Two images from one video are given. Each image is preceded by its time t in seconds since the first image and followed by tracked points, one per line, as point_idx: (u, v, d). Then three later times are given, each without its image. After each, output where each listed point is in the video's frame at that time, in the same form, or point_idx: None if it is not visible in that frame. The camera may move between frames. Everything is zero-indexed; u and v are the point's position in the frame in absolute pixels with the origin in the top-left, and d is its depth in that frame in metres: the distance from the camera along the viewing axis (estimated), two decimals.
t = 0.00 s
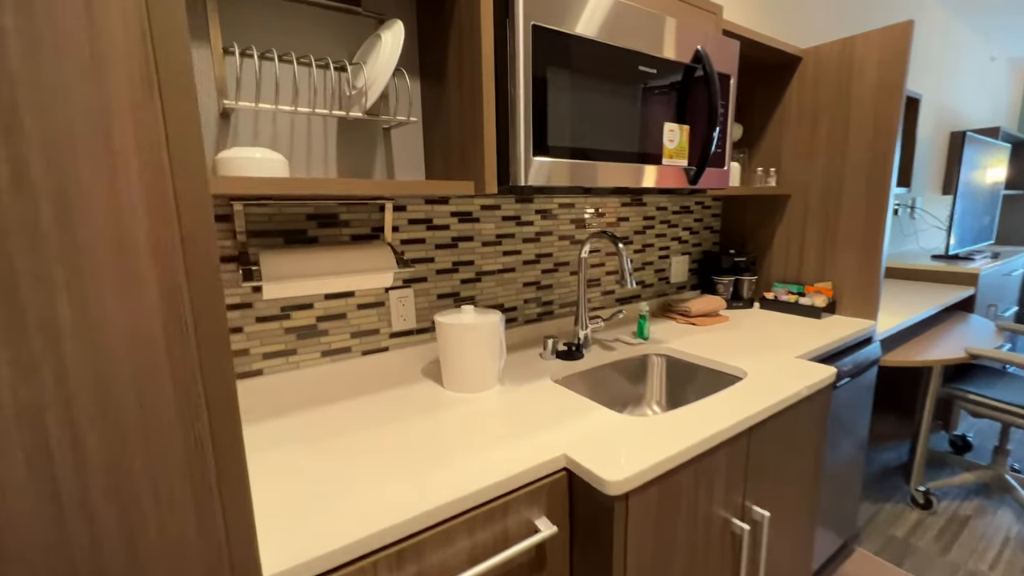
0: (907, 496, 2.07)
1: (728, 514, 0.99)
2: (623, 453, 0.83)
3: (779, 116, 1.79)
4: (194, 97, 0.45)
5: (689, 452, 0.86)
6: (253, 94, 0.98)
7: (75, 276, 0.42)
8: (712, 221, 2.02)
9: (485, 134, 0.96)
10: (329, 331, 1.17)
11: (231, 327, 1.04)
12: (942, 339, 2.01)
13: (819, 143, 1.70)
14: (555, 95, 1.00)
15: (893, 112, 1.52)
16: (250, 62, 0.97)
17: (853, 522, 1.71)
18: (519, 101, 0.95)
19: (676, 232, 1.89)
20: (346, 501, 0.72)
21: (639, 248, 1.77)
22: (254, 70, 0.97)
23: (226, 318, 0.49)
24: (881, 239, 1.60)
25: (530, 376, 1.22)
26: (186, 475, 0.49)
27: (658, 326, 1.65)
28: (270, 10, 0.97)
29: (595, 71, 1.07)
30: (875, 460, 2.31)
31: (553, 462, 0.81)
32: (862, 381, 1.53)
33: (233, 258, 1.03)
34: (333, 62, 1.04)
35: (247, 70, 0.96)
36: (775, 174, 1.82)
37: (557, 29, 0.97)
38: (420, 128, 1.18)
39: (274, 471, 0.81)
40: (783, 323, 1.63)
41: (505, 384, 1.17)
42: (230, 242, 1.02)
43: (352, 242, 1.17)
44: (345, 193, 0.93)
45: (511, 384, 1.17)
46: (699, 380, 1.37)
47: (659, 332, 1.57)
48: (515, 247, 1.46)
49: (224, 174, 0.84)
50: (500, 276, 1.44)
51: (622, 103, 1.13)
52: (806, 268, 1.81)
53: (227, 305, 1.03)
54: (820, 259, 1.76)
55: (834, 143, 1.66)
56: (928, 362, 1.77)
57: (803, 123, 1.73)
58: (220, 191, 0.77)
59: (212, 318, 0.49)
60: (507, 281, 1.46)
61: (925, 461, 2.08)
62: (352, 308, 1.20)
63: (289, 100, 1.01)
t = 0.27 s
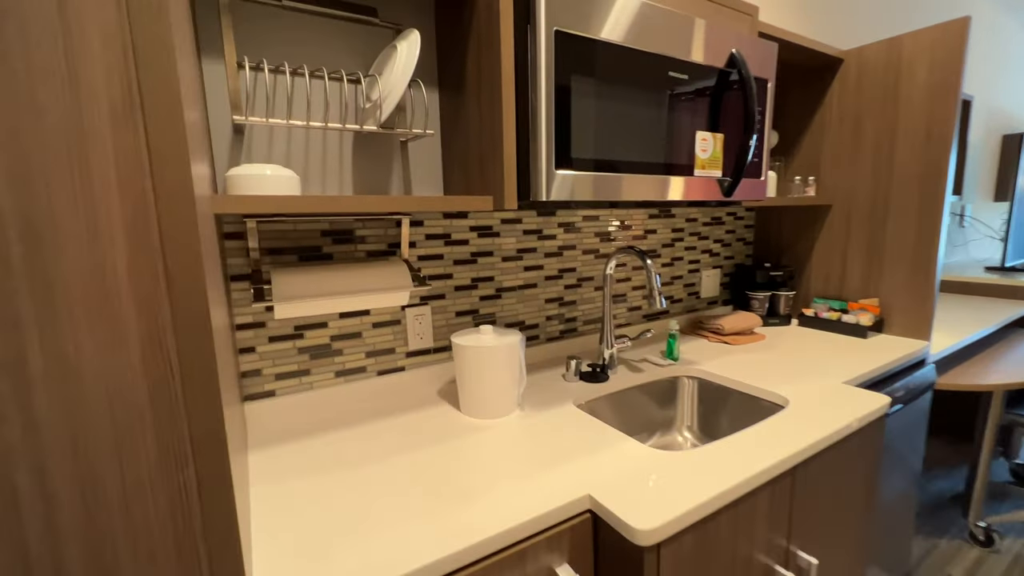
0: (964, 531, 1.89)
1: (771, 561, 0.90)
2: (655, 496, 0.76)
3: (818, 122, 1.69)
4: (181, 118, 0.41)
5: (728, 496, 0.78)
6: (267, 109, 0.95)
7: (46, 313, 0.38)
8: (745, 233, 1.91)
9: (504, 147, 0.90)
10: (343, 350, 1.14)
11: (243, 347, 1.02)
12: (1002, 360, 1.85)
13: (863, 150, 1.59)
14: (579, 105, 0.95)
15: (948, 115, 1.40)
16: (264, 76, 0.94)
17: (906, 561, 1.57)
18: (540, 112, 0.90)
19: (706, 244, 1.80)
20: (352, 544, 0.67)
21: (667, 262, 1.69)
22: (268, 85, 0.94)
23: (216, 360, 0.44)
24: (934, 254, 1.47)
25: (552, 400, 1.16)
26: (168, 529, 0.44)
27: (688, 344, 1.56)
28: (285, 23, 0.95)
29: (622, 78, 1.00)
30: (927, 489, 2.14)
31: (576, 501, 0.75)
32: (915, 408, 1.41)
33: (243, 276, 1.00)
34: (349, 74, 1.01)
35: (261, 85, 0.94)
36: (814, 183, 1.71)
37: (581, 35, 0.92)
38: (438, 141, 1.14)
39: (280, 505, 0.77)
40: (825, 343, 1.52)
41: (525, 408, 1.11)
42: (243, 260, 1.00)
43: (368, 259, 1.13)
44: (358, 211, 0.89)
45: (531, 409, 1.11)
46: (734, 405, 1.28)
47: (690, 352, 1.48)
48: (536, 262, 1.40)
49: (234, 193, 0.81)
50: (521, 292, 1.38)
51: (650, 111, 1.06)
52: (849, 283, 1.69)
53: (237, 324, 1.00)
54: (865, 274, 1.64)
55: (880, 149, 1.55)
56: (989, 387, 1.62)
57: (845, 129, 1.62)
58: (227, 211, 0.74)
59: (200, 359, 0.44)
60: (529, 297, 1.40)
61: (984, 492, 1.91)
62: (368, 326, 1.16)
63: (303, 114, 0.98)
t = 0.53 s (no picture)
0: None
1: None
2: (682, 549, 0.69)
3: (864, 128, 1.57)
4: (149, 137, 0.37)
5: (767, 551, 0.70)
6: (278, 123, 0.93)
7: None
8: (783, 245, 1.79)
9: (522, 160, 0.85)
10: (355, 371, 1.09)
11: (252, 367, 0.99)
12: None
13: (915, 158, 1.46)
14: (604, 114, 0.89)
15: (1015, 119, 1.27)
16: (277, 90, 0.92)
17: None
18: (560, 121, 0.83)
19: (741, 257, 1.70)
20: None
21: (698, 277, 1.59)
22: (280, 99, 0.92)
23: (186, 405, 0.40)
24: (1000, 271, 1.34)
25: (573, 427, 1.08)
26: None
27: (721, 366, 1.46)
28: (297, 35, 0.92)
29: (650, 84, 0.94)
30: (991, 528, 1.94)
31: (595, 553, 0.69)
32: (980, 443, 1.26)
33: (252, 294, 0.98)
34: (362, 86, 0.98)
35: (273, 99, 0.92)
36: (860, 193, 1.58)
37: (606, 39, 0.86)
38: (455, 153, 1.10)
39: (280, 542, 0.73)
40: (874, 368, 1.39)
41: (544, 437, 1.04)
42: (254, 277, 0.97)
43: (381, 276, 1.09)
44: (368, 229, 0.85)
45: (551, 437, 1.04)
46: (772, 436, 1.17)
47: (724, 375, 1.38)
48: (558, 278, 1.33)
49: (239, 211, 0.77)
50: (542, 310, 1.32)
51: (680, 119, 0.99)
52: (901, 301, 1.55)
53: (246, 344, 0.98)
54: (918, 292, 1.51)
55: (935, 157, 1.42)
56: None
57: (895, 135, 1.50)
58: (229, 231, 0.70)
59: (168, 405, 0.39)
60: (550, 314, 1.34)
61: None
62: (381, 346, 1.11)
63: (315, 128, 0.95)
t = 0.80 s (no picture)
0: None
1: None
2: None
3: (909, 133, 1.46)
4: (101, 158, 0.33)
5: None
6: (285, 137, 0.91)
7: None
8: (819, 258, 1.68)
9: (533, 173, 0.79)
10: (362, 391, 1.06)
11: (257, 387, 0.96)
12: None
13: (968, 165, 1.35)
14: (631, 123, 0.83)
15: None
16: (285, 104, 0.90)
17: None
18: (573, 130, 0.77)
19: (773, 271, 1.60)
20: None
21: (727, 292, 1.51)
22: (286, 112, 0.90)
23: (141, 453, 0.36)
24: None
25: (590, 455, 1.01)
26: None
27: (752, 389, 1.36)
28: (304, 45, 0.90)
29: (674, 90, 0.87)
30: None
31: None
32: None
33: (257, 311, 0.95)
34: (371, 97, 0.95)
35: (279, 112, 0.89)
36: (905, 203, 1.47)
37: (626, 43, 0.80)
38: (467, 165, 1.05)
39: None
40: (923, 395, 1.27)
41: (558, 466, 0.97)
42: (259, 294, 0.95)
43: (390, 292, 1.05)
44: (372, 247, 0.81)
45: (566, 466, 0.97)
46: (810, 469, 1.07)
47: (755, 399, 1.29)
48: (576, 293, 1.27)
49: (238, 229, 0.75)
50: (559, 327, 1.26)
51: (707, 127, 0.92)
52: (953, 320, 1.42)
53: (250, 362, 0.95)
54: (973, 312, 1.38)
55: (992, 164, 1.30)
56: None
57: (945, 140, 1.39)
58: (226, 251, 0.67)
59: (120, 455, 0.35)
60: (567, 332, 1.27)
61: None
62: (389, 365, 1.07)
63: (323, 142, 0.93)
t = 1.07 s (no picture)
0: None
1: None
2: None
3: (953, 138, 1.37)
4: (65, 182, 0.31)
5: None
6: (294, 150, 0.89)
7: None
8: (854, 271, 1.59)
9: (546, 186, 0.76)
10: (371, 409, 1.03)
11: (264, 404, 0.94)
12: None
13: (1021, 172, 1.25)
14: (654, 133, 0.79)
15: None
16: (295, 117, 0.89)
17: None
18: (587, 140, 0.73)
19: (804, 284, 1.51)
20: None
21: (754, 306, 1.43)
22: (296, 125, 0.88)
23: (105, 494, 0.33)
24: None
25: (607, 481, 0.96)
26: None
27: (782, 410, 1.28)
28: (314, 57, 0.88)
29: (697, 97, 0.83)
30: None
31: None
32: None
33: (265, 326, 0.94)
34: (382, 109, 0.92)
35: (289, 125, 0.88)
36: (950, 212, 1.37)
37: (646, 48, 0.76)
38: (479, 177, 1.02)
39: None
40: (973, 421, 1.18)
41: (573, 492, 0.92)
42: (267, 309, 0.94)
43: (400, 307, 1.03)
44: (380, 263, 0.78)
45: (580, 493, 0.92)
46: (845, 501, 1.00)
47: (785, 422, 1.21)
48: (593, 308, 1.22)
49: (242, 245, 0.73)
50: (575, 343, 1.21)
51: (732, 135, 0.87)
52: (1004, 339, 1.32)
53: (257, 379, 0.94)
54: None
55: None
56: None
57: (993, 146, 1.29)
58: (227, 269, 0.65)
59: (83, 497, 0.33)
60: (583, 348, 1.22)
61: None
62: (398, 382, 1.04)
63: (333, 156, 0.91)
